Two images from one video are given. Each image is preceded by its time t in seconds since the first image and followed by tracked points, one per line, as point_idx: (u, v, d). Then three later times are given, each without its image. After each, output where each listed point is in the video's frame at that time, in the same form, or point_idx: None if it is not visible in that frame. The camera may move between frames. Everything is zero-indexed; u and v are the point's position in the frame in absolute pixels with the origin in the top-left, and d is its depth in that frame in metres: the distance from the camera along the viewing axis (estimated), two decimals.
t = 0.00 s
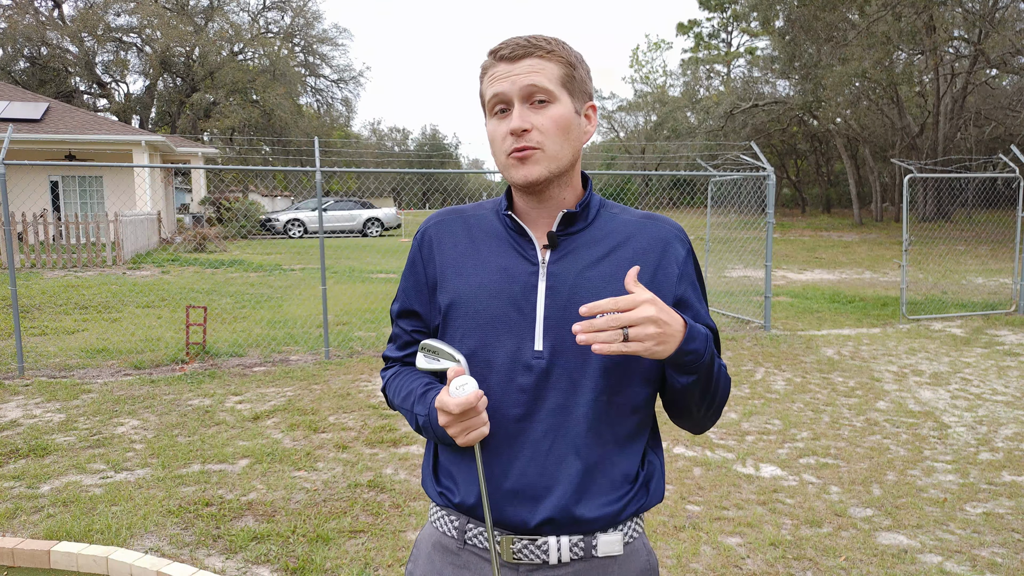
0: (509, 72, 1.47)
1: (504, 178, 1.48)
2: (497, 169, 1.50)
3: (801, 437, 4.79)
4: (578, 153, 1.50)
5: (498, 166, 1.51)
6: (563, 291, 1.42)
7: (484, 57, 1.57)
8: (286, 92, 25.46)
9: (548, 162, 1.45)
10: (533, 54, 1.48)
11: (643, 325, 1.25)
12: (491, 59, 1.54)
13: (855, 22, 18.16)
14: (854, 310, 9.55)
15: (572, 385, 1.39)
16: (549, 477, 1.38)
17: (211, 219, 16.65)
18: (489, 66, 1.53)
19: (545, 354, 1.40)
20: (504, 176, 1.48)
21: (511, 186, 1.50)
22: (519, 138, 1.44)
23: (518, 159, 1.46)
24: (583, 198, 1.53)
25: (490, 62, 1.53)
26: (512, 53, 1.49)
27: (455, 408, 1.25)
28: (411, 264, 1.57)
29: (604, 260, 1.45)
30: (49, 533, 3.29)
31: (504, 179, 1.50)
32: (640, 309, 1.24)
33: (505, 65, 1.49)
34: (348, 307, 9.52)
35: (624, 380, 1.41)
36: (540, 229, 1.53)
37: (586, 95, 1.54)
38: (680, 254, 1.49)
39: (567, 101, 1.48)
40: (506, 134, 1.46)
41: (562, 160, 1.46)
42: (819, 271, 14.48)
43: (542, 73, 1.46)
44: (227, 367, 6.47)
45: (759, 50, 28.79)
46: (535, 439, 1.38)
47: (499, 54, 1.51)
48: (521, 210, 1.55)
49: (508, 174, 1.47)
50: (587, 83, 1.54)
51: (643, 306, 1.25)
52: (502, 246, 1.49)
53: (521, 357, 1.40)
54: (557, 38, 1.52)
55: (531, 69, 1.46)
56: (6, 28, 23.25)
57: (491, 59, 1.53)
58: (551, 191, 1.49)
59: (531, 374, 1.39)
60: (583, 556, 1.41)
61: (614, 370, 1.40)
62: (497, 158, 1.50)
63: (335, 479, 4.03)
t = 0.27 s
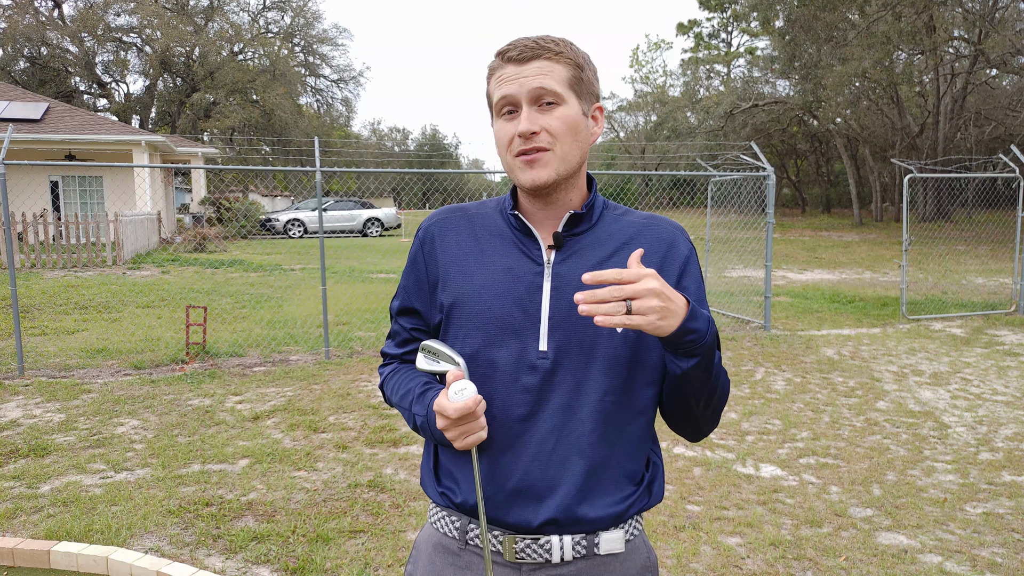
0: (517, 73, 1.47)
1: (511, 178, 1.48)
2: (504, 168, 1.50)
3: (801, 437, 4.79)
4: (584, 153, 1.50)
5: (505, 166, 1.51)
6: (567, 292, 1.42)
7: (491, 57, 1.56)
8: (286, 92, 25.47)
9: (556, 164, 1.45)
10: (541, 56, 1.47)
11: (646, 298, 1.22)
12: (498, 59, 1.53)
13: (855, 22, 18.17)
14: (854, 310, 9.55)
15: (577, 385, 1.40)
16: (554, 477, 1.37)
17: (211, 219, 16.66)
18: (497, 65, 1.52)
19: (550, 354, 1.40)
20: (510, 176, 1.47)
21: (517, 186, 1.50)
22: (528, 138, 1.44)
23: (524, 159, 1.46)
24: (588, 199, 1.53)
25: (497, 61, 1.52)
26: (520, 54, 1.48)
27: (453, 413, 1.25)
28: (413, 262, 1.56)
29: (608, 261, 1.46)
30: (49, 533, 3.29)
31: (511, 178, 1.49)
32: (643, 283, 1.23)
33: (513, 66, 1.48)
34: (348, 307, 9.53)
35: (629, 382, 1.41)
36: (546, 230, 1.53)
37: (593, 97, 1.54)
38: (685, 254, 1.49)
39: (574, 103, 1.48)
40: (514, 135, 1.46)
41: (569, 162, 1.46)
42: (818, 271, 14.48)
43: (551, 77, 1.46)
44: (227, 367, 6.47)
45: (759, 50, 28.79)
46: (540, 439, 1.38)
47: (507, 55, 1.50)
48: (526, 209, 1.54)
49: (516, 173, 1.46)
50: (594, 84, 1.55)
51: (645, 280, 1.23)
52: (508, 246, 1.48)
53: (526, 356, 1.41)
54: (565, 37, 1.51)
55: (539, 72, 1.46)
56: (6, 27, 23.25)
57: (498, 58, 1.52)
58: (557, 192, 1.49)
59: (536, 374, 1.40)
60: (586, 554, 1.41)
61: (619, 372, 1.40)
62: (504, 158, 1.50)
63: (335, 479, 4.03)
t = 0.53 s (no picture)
0: (521, 74, 1.47)
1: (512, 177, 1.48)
2: (506, 168, 1.50)
3: (801, 437, 4.79)
4: (586, 155, 1.50)
5: (507, 165, 1.51)
6: (566, 291, 1.42)
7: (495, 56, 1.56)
8: (286, 92, 25.46)
9: (557, 165, 1.45)
10: (546, 57, 1.47)
11: (664, 291, 1.21)
12: (503, 58, 1.53)
13: (855, 22, 18.16)
14: (854, 310, 9.55)
15: (577, 383, 1.40)
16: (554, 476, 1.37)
17: (211, 219, 16.65)
18: (502, 65, 1.51)
19: (549, 353, 1.40)
20: (512, 175, 1.47)
21: (518, 185, 1.50)
22: (530, 139, 1.44)
23: (526, 159, 1.46)
24: (588, 197, 1.52)
25: (502, 61, 1.52)
26: (524, 55, 1.48)
27: (465, 410, 1.25)
28: (414, 260, 1.56)
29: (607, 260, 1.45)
30: (49, 533, 3.29)
31: (513, 177, 1.49)
32: (666, 273, 1.21)
33: (517, 67, 1.48)
34: (348, 307, 9.52)
35: (629, 381, 1.41)
36: (546, 229, 1.53)
37: (598, 99, 1.54)
38: (684, 251, 1.49)
39: (577, 104, 1.47)
40: (516, 135, 1.46)
41: (570, 163, 1.46)
42: (818, 271, 14.48)
43: (555, 78, 1.45)
44: (227, 367, 6.47)
45: (759, 50, 28.78)
46: (539, 438, 1.38)
47: (512, 55, 1.50)
48: (527, 209, 1.54)
49: (517, 173, 1.46)
50: (599, 86, 1.54)
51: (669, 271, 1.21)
52: (508, 245, 1.49)
53: (526, 355, 1.41)
54: (570, 39, 1.51)
55: (543, 73, 1.45)
56: (6, 28, 23.24)
57: (503, 58, 1.52)
58: (558, 192, 1.49)
59: (536, 372, 1.40)
60: (584, 553, 1.41)
61: (619, 370, 1.40)
62: (506, 158, 1.49)
63: (335, 479, 4.03)
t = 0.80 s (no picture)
0: (516, 77, 1.46)
1: (507, 179, 1.48)
2: (500, 170, 1.51)
3: (802, 437, 4.79)
4: (580, 158, 1.50)
5: (501, 168, 1.51)
6: (563, 291, 1.42)
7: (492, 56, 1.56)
8: (286, 92, 25.47)
9: (551, 169, 1.45)
10: (542, 59, 1.46)
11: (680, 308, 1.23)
12: (499, 59, 1.52)
13: (855, 22, 18.16)
14: (854, 310, 9.55)
15: (574, 383, 1.39)
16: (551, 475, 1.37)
17: (211, 219, 16.65)
18: (497, 66, 1.51)
19: (546, 354, 1.40)
20: (506, 178, 1.48)
21: (513, 187, 1.50)
22: (524, 142, 1.44)
23: (519, 161, 1.46)
24: (582, 197, 1.52)
25: (498, 61, 1.51)
26: (521, 56, 1.48)
27: (464, 408, 1.25)
28: (413, 260, 1.56)
29: (603, 258, 1.45)
30: (49, 533, 3.29)
31: (508, 179, 1.49)
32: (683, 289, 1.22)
33: (514, 68, 1.48)
34: (348, 307, 9.52)
35: (627, 380, 1.41)
36: (541, 230, 1.53)
37: (594, 102, 1.53)
38: (681, 248, 1.49)
39: (573, 109, 1.47)
40: (510, 137, 1.46)
41: (564, 167, 1.46)
42: (819, 271, 14.48)
43: (551, 81, 1.45)
44: (227, 367, 6.47)
45: (759, 50, 28.79)
46: (536, 439, 1.38)
47: (509, 55, 1.49)
48: (522, 210, 1.55)
49: (511, 176, 1.47)
50: (595, 88, 1.54)
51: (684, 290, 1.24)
52: (505, 245, 1.49)
53: (523, 355, 1.41)
54: (567, 41, 1.50)
55: (539, 76, 1.45)
56: (6, 27, 23.25)
57: (499, 59, 1.52)
58: (550, 193, 1.49)
59: (533, 372, 1.40)
60: (583, 554, 1.41)
61: (617, 369, 1.40)
62: (500, 160, 1.50)
63: (335, 479, 4.03)
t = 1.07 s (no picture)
0: (508, 78, 1.46)
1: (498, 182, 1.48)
2: (493, 172, 1.51)
3: (802, 437, 4.79)
4: (573, 159, 1.50)
5: (493, 170, 1.51)
6: (561, 291, 1.42)
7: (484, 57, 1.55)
8: (286, 92, 25.47)
9: (542, 171, 1.45)
10: (533, 60, 1.46)
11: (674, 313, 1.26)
12: (490, 59, 1.52)
13: (855, 22, 18.15)
14: (854, 310, 9.55)
15: (575, 382, 1.39)
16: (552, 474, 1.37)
17: (211, 219, 16.65)
18: (489, 66, 1.51)
19: (547, 354, 1.40)
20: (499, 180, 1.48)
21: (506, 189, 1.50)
22: (515, 144, 1.44)
23: (511, 163, 1.46)
24: (577, 197, 1.52)
25: (489, 62, 1.51)
26: (512, 57, 1.48)
27: (462, 401, 1.24)
28: (412, 265, 1.56)
29: (600, 258, 1.46)
30: (49, 533, 3.29)
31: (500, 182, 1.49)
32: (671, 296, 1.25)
33: (506, 69, 1.48)
34: (348, 307, 9.52)
35: (627, 379, 1.41)
36: (536, 231, 1.53)
37: (585, 103, 1.53)
38: (678, 242, 1.49)
39: (564, 110, 1.47)
40: (501, 140, 1.46)
41: (555, 169, 1.46)
42: (819, 271, 14.48)
43: (542, 83, 1.45)
44: (227, 367, 6.47)
45: (759, 50, 28.79)
46: (537, 439, 1.38)
47: (500, 57, 1.49)
48: (516, 211, 1.55)
49: (502, 178, 1.47)
50: (586, 89, 1.54)
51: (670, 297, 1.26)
52: (502, 247, 1.49)
53: (523, 356, 1.41)
54: (558, 41, 1.50)
55: (530, 77, 1.45)
56: (6, 28, 23.24)
57: (491, 59, 1.51)
58: (544, 194, 1.49)
59: (533, 373, 1.40)
60: (586, 554, 1.41)
61: (617, 367, 1.40)
62: (493, 162, 1.50)
63: (335, 479, 4.03)
